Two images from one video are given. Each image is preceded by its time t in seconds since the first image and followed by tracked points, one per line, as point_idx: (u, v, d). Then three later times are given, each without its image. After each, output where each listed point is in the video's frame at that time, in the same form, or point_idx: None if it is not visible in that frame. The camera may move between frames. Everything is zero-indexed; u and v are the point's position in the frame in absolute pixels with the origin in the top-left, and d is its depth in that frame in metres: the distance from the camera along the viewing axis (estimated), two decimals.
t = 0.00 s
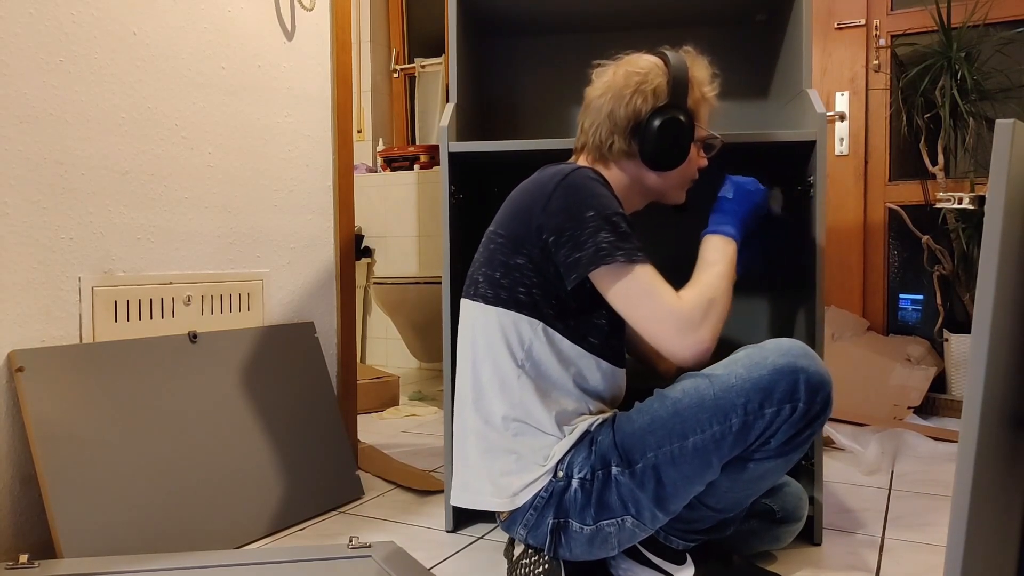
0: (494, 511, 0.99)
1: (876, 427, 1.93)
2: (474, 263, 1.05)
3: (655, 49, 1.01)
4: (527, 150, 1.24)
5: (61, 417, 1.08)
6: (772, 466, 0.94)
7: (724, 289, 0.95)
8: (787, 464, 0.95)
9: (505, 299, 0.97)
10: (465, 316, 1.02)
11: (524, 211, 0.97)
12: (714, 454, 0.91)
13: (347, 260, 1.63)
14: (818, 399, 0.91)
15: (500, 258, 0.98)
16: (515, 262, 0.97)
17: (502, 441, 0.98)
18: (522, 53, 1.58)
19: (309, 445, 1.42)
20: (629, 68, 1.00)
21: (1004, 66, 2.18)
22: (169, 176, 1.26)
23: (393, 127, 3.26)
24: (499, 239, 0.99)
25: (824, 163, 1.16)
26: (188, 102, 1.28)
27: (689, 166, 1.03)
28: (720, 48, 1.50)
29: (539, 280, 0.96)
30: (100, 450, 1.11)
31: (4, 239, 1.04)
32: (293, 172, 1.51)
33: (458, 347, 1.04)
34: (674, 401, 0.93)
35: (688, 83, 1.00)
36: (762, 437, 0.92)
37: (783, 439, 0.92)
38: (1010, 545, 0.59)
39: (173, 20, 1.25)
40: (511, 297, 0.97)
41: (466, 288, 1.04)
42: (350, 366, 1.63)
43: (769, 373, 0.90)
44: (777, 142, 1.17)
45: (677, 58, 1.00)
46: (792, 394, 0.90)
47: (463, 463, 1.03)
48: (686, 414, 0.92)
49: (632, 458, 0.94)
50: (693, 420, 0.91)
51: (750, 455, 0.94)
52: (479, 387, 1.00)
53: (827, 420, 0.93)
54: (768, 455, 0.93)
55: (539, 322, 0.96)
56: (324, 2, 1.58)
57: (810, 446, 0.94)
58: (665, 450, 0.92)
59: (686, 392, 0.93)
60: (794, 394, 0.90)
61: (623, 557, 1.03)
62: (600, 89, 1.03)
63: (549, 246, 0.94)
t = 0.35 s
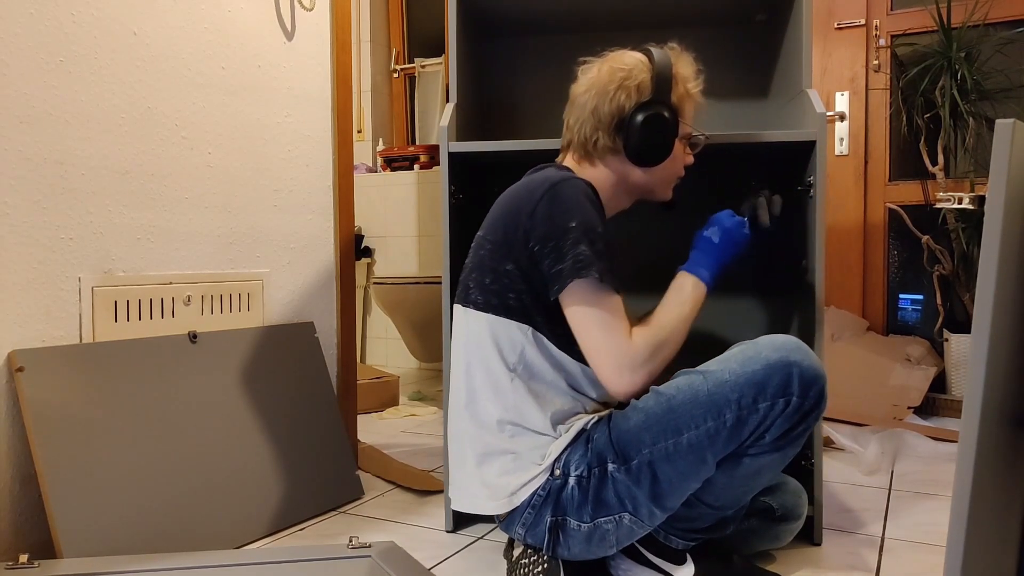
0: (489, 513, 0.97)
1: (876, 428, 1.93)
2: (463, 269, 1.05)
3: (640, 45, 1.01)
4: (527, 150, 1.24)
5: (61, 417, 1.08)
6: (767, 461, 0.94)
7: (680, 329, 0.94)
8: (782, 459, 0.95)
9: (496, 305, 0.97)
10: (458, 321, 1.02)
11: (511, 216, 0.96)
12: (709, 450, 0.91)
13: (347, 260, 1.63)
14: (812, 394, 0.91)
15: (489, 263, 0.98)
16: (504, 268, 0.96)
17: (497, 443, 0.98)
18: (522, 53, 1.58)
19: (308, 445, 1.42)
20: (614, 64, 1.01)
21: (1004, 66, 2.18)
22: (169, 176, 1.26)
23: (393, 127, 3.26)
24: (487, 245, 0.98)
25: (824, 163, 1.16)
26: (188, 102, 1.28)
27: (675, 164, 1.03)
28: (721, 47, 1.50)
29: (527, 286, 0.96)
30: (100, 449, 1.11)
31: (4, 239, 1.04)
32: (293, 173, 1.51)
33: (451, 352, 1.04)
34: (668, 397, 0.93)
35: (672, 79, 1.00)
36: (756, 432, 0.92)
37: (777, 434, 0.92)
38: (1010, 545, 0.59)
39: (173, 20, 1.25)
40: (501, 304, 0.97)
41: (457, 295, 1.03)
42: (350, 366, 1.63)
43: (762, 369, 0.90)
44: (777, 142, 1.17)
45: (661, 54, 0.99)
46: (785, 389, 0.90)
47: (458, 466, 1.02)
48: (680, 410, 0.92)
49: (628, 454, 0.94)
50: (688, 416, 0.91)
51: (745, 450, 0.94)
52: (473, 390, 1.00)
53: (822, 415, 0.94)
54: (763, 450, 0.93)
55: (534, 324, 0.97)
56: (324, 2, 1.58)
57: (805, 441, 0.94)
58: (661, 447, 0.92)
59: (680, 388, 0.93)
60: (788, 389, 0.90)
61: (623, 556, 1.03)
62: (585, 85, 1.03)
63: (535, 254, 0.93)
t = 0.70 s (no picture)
0: (490, 513, 0.97)
1: (877, 428, 1.93)
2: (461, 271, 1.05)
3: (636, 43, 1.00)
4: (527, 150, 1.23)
5: (62, 417, 1.08)
6: (767, 462, 0.94)
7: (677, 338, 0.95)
8: (783, 461, 0.95)
9: (498, 310, 0.96)
10: (457, 325, 1.02)
11: (511, 220, 0.96)
12: (708, 450, 0.91)
13: (347, 260, 1.63)
14: (812, 396, 0.91)
15: (489, 267, 0.97)
16: (506, 272, 0.96)
17: (498, 443, 0.98)
18: (522, 53, 1.58)
19: (309, 445, 1.42)
20: (610, 62, 1.00)
21: (1004, 66, 2.18)
22: (168, 176, 1.26)
23: (393, 127, 3.26)
24: (487, 248, 0.98)
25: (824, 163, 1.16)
26: (188, 102, 1.28)
27: (669, 163, 1.02)
28: (721, 47, 1.50)
29: (529, 290, 0.96)
30: (101, 450, 1.11)
31: (4, 239, 1.04)
32: (293, 173, 1.51)
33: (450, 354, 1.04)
34: (669, 397, 0.93)
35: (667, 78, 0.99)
36: (756, 433, 0.92)
37: (777, 435, 0.92)
38: (1010, 545, 0.59)
39: (173, 20, 1.25)
40: (502, 308, 0.96)
41: (455, 297, 1.03)
42: (350, 366, 1.63)
43: (762, 370, 0.91)
44: (777, 142, 1.17)
45: (657, 52, 0.99)
46: (785, 390, 0.90)
47: (458, 467, 1.02)
48: (680, 409, 0.92)
49: (628, 453, 0.93)
50: (688, 415, 0.91)
51: (744, 451, 0.94)
52: (473, 393, 1.00)
53: (823, 417, 0.93)
54: (763, 451, 0.93)
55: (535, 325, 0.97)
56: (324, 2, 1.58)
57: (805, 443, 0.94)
58: (660, 446, 0.92)
59: (681, 388, 0.93)
60: (788, 390, 0.90)
61: (623, 557, 1.03)
62: (582, 83, 1.03)
63: (537, 260, 0.93)
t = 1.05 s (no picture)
0: (491, 514, 0.98)
1: (877, 427, 1.93)
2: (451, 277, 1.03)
3: (623, 38, 0.99)
4: (527, 149, 1.23)
5: (61, 416, 1.08)
6: (763, 457, 0.94)
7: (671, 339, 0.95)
8: (779, 457, 0.95)
9: (491, 317, 0.95)
10: (452, 330, 1.03)
11: (501, 226, 0.95)
12: (704, 445, 0.91)
13: (347, 259, 1.63)
14: (807, 389, 0.92)
15: (481, 274, 0.96)
16: (498, 279, 0.95)
17: (496, 444, 0.99)
18: (522, 53, 1.58)
19: (309, 445, 1.42)
20: (596, 57, 0.99)
21: (1004, 66, 2.18)
22: (168, 176, 1.26)
23: (393, 127, 3.27)
24: (477, 255, 0.96)
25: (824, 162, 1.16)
26: (188, 102, 1.28)
27: (656, 159, 1.03)
28: (721, 47, 1.50)
29: (522, 296, 0.95)
30: (101, 449, 1.11)
31: (4, 239, 1.04)
32: (294, 173, 1.51)
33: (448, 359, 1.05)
34: (664, 392, 0.93)
35: (654, 73, 0.99)
36: (751, 427, 0.92)
37: (772, 429, 0.92)
38: (1010, 545, 0.59)
39: (173, 21, 1.26)
40: (496, 315, 0.95)
41: (447, 303, 1.02)
42: (350, 366, 1.63)
43: (756, 364, 0.91)
44: (777, 142, 1.17)
45: (644, 49, 0.98)
46: (779, 384, 0.91)
47: (461, 469, 1.03)
48: (676, 404, 0.92)
49: (624, 449, 0.93)
50: (684, 410, 0.91)
51: (741, 446, 0.94)
52: (471, 398, 1.01)
53: (818, 411, 0.94)
54: (759, 446, 0.93)
55: (535, 325, 0.97)
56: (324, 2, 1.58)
57: (800, 437, 0.94)
58: (656, 442, 0.92)
59: (676, 384, 0.93)
60: (782, 383, 0.91)
61: (623, 556, 1.04)
62: (567, 78, 1.02)
63: (529, 266, 0.92)
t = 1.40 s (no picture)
0: (492, 526, 0.97)
1: (877, 428, 1.93)
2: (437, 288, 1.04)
3: (590, 29, 0.99)
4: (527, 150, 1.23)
5: (61, 417, 1.08)
6: (764, 459, 0.94)
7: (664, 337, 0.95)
8: (780, 459, 0.95)
9: (477, 327, 0.96)
10: (438, 341, 1.02)
11: (480, 235, 0.94)
12: (706, 450, 0.91)
13: (347, 260, 1.63)
14: (808, 393, 0.92)
15: (464, 283, 0.96)
16: (481, 288, 0.95)
17: (495, 456, 0.98)
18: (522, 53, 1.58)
19: (309, 445, 1.42)
20: (564, 50, 0.99)
21: (1004, 66, 2.18)
22: (168, 176, 1.26)
23: (393, 127, 3.26)
24: (459, 265, 0.96)
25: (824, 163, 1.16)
26: (187, 102, 1.28)
27: (632, 150, 1.02)
28: (721, 47, 1.50)
29: (507, 303, 0.95)
30: (102, 450, 1.11)
31: (4, 239, 1.04)
32: (294, 173, 1.51)
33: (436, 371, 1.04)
34: (665, 397, 0.93)
35: (623, 63, 0.98)
36: (752, 431, 0.92)
37: (774, 433, 0.92)
38: (1010, 544, 0.59)
39: (174, 21, 1.26)
40: (481, 324, 0.96)
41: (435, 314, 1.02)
42: (350, 366, 1.63)
43: (758, 369, 0.91)
44: (777, 142, 1.17)
45: (611, 38, 0.98)
46: (780, 388, 0.91)
47: (457, 481, 1.02)
48: (677, 410, 0.92)
49: (626, 455, 0.93)
50: (685, 416, 0.91)
51: (742, 450, 0.94)
52: (464, 409, 1.00)
53: (820, 414, 0.94)
54: (760, 449, 0.94)
55: (531, 330, 0.97)
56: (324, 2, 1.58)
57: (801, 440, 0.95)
58: (657, 447, 0.92)
59: (677, 388, 0.93)
60: (784, 388, 0.91)
61: (625, 557, 1.03)
62: (537, 72, 1.01)
63: (511, 273, 0.92)
